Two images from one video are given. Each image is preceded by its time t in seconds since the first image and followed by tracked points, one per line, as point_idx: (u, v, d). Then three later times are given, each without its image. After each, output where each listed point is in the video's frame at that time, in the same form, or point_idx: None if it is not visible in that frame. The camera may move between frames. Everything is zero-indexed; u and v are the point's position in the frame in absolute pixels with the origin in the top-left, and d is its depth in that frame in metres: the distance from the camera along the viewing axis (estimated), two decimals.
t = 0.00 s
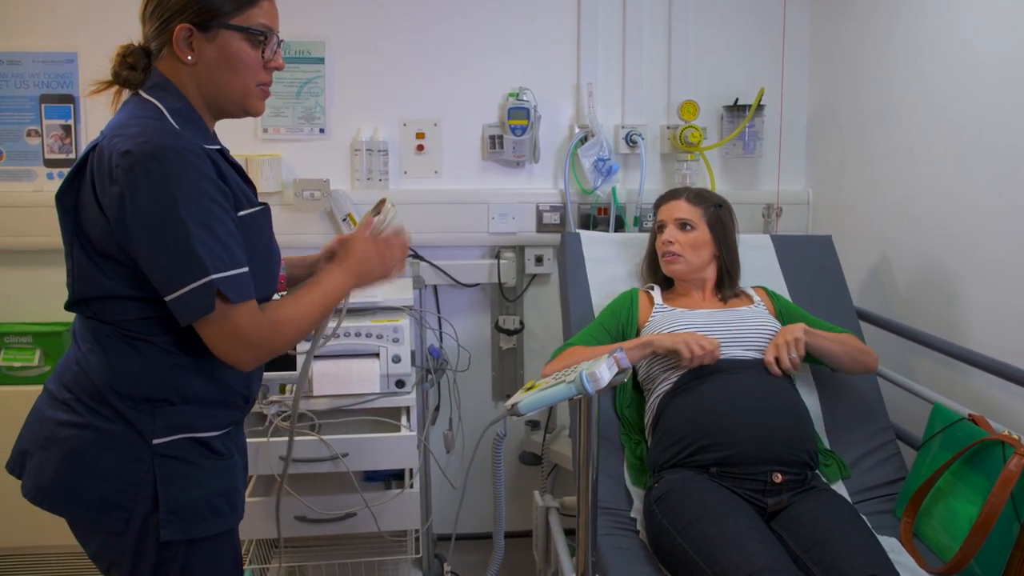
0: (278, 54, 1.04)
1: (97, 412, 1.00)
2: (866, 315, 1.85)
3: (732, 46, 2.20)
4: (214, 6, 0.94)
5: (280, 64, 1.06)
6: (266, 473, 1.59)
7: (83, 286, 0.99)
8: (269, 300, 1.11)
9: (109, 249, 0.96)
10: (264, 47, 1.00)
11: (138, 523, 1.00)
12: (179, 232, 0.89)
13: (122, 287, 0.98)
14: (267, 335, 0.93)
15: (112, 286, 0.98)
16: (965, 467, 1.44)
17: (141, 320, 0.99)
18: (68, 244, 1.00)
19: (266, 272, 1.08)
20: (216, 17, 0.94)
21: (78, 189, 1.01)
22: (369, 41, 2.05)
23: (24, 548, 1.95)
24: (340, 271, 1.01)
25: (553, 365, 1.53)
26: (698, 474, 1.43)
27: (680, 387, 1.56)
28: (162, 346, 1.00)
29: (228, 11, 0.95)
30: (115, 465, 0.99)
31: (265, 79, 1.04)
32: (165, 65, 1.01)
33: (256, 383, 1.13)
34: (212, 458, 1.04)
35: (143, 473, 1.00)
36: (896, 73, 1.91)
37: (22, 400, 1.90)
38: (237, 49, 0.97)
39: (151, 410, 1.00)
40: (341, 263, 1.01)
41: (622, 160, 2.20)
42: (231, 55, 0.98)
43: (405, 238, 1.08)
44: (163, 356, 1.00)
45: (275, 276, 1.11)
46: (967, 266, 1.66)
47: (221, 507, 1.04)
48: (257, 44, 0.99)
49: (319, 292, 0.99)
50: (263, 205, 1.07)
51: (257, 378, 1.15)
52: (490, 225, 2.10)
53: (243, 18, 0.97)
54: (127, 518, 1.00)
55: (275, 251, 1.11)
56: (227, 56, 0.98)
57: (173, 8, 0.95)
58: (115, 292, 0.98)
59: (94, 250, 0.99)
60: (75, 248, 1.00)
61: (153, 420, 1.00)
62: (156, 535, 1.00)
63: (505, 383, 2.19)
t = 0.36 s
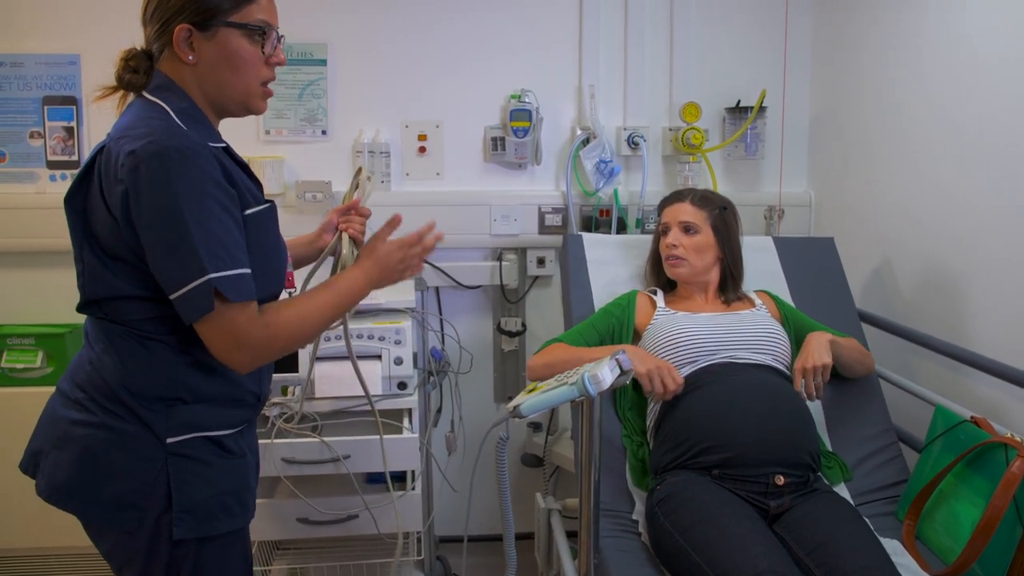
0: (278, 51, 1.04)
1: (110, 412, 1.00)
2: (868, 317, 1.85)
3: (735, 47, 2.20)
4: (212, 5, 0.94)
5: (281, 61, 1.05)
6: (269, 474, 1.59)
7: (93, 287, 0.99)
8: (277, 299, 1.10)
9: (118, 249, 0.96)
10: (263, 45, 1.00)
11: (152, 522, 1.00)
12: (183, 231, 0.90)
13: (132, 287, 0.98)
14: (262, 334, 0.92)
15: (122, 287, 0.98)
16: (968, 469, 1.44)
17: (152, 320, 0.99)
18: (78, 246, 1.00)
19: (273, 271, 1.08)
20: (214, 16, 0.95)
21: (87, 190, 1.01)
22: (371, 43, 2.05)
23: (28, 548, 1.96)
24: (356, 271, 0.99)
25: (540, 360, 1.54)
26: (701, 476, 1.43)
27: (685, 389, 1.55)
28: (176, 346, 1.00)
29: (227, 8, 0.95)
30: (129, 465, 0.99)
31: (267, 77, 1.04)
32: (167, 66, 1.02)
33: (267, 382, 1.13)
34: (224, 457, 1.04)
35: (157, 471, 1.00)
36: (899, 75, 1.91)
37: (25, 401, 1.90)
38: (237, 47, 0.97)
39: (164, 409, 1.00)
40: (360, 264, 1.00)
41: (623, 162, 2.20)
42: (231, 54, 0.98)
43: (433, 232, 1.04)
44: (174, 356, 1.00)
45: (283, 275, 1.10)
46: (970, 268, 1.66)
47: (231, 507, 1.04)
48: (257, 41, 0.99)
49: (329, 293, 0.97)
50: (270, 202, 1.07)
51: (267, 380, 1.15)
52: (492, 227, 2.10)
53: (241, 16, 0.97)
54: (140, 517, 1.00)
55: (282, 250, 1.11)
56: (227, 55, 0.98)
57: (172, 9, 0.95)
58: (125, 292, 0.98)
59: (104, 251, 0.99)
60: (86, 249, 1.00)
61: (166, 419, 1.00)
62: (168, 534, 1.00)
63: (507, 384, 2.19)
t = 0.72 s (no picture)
0: (275, 50, 1.03)
1: (116, 414, 1.01)
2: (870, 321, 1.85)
3: (737, 52, 2.21)
4: (207, 8, 0.94)
5: (279, 60, 1.05)
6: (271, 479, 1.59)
7: (99, 290, 0.99)
8: (281, 302, 1.11)
9: (124, 252, 0.97)
10: (259, 45, 1.00)
11: (157, 523, 1.00)
12: (188, 232, 0.90)
13: (138, 289, 0.98)
14: (266, 343, 0.92)
15: (127, 290, 0.98)
16: (971, 474, 1.43)
17: (157, 322, 0.99)
18: (84, 250, 1.01)
19: (277, 274, 1.08)
20: (208, 20, 0.94)
21: (93, 195, 1.01)
22: (374, 48, 2.06)
23: (30, 552, 1.96)
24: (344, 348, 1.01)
25: (543, 367, 1.55)
26: (703, 481, 1.43)
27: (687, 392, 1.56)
28: (180, 347, 1.01)
29: (222, 10, 0.94)
30: (134, 467, 0.99)
31: (267, 76, 1.04)
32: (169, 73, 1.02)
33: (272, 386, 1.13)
34: (229, 459, 1.04)
35: (163, 473, 1.00)
36: (901, 79, 1.91)
37: (28, 405, 1.91)
38: (234, 49, 0.97)
39: (169, 411, 1.01)
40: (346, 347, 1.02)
41: (626, 167, 2.20)
42: (228, 56, 0.98)
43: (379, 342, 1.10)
44: (180, 357, 1.01)
45: (287, 279, 1.11)
46: (973, 273, 1.66)
47: (236, 510, 1.04)
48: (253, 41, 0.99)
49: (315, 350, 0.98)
50: (274, 206, 1.08)
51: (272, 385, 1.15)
52: (494, 231, 2.10)
53: (236, 18, 0.96)
54: (145, 519, 1.00)
55: (287, 253, 1.11)
56: (225, 58, 0.98)
57: (167, 16, 0.95)
58: (131, 294, 0.98)
59: (110, 255, 0.99)
60: (92, 253, 1.00)
61: (171, 421, 1.00)
62: (172, 536, 1.00)
63: (509, 389, 2.19)
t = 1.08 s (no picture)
0: (285, 61, 1.03)
1: (123, 416, 1.01)
2: (872, 326, 1.85)
3: (740, 56, 2.21)
4: (218, 17, 0.94)
5: (288, 70, 1.05)
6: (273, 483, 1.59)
7: (105, 294, 1.00)
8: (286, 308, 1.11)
9: (129, 256, 0.97)
10: (269, 56, 1.00)
11: (163, 524, 1.00)
12: (185, 241, 0.90)
13: (143, 293, 0.98)
14: (261, 349, 0.91)
15: (132, 294, 0.98)
16: (975, 479, 1.43)
17: (163, 325, 0.99)
18: (90, 253, 1.01)
19: (280, 280, 1.08)
20: (219, 29, 0.95)
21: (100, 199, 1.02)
22: (377, 53, 2.06)
23: (33, 556, 1.96)
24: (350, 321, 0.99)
25: (549, 374, 1.54)
26: (705, 485, 1.43)
27: (689, 396, 1.56)
28: (186, 349, 1.01)
29: (236, 19, 0.95)
30: (141, 468, 0.99)
31: (275, 86, 1.04)
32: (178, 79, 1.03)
33: (277, 389, 1.13)
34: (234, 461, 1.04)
35: (169, 474, 1.00)
36: (902, 84, 1.91)
37: (30, 408, 1.91)
38: (243, 58, 0.98)
39: (176, 413, 1.01)
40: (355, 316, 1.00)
41: (628, 171, 2.20)
42: (237, 65, 0.98)
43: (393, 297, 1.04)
44: (185, 360, 1.01)
45: (291, 285, 1.11)
46: (975, 277, 1.66)
47: (241, 512, 1.04)
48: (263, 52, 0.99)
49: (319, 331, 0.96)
50: (277, 213, 1.08)
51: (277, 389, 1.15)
52: (497, 236, 2.10)
53: (247, 28, 0.97)
54: (152, 519, 1.00)
55: (290, 259, 1.11)
56: (233, 66, 0.98)
57: (180, 23, 0.96)
58: (136, 298, 0.98)
59: (116, 258, 1.00)
60: (98, 257, 1.00)
61: (178, 423, 1.00)
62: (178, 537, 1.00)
63: (512, 393, 2.19)
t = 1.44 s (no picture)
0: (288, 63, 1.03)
1: (125, 421, 1.01)
2: (875, 331, 1.85)
3: (742, 61, 2.21)
4: (216, 19, 0.94)
5: (292, 74, 1.04)
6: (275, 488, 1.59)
7: (107, 298, 1.00)
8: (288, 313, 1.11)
9: (131, 261, 0.97)
10: (268, 57, 0.99)
11: (163, 529, 1.00)
12: (192, 244, 0.90)
13: (145, 297, 0.98)
14: (286, 335, 0.95)
15: (134, 298, 0.98)
16: (978, 484, 1.43)
17: (164, 329, 0.99)
18: (92, 258, 1.01)
19: (283, 285, 1.08)
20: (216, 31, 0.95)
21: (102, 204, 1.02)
22: (379, 58, 2.07)
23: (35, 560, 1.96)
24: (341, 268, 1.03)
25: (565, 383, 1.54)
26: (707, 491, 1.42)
27: (691, 401, 1.55)
28: (189, 353, 1.00)
29: (238, 18, 0.96)
30: (142, 472, 0.99)
31: (277, 89, 1.03)
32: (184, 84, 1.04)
33: (279, 394, 1.14)
34: (234, 468, 1.04)
35: (169, 479, 1.00)
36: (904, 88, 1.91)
37: (33, 413, 1.91)
38: (241, 60, 0.97)
39: (177, 418, 1.01)
40: (340, 261, 1.04)
41: (630, 176, 2.20)
42: (234, 66, 0.98)
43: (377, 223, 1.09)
44: (186, 365, 1.00)
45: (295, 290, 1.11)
46: (977, 281, 1.66)
47: (242, 518, 1.04)
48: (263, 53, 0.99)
49: (325, 293, 1.01)
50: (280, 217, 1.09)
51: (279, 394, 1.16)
52: (499, 240, 2.10)
53: (244, 30, 0.97)
54: (152, 524, 1.00)
55: (293, 264, 1.12)
56: (231, 68, 0.98)
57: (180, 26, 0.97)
58: (138, 303, 0.98)
59: (118, 263, 1.00)
60: (100, 261, 1.00)
61: (178, 428, 1.00)
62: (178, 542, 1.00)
63: (514, 398, 2.19)
